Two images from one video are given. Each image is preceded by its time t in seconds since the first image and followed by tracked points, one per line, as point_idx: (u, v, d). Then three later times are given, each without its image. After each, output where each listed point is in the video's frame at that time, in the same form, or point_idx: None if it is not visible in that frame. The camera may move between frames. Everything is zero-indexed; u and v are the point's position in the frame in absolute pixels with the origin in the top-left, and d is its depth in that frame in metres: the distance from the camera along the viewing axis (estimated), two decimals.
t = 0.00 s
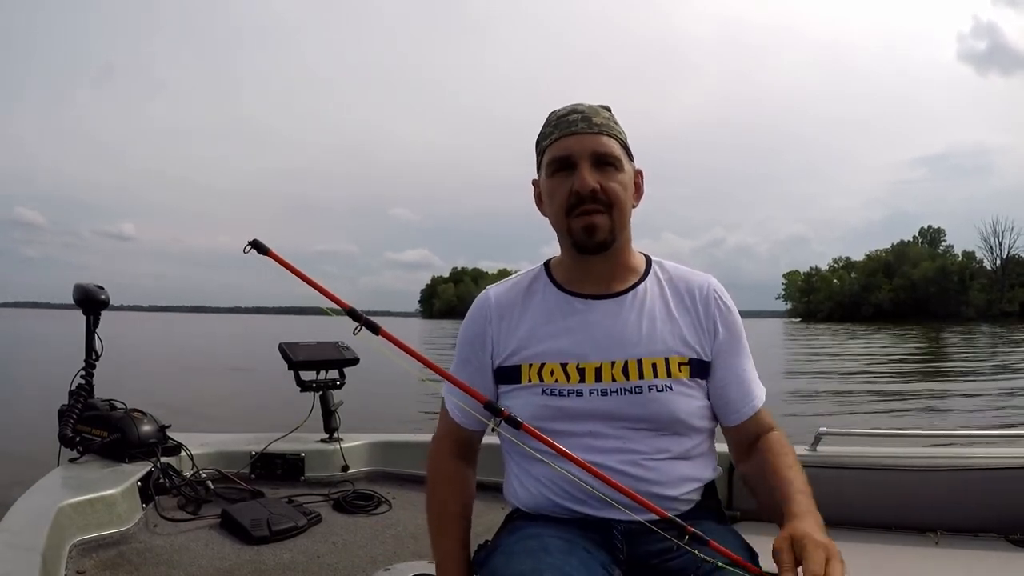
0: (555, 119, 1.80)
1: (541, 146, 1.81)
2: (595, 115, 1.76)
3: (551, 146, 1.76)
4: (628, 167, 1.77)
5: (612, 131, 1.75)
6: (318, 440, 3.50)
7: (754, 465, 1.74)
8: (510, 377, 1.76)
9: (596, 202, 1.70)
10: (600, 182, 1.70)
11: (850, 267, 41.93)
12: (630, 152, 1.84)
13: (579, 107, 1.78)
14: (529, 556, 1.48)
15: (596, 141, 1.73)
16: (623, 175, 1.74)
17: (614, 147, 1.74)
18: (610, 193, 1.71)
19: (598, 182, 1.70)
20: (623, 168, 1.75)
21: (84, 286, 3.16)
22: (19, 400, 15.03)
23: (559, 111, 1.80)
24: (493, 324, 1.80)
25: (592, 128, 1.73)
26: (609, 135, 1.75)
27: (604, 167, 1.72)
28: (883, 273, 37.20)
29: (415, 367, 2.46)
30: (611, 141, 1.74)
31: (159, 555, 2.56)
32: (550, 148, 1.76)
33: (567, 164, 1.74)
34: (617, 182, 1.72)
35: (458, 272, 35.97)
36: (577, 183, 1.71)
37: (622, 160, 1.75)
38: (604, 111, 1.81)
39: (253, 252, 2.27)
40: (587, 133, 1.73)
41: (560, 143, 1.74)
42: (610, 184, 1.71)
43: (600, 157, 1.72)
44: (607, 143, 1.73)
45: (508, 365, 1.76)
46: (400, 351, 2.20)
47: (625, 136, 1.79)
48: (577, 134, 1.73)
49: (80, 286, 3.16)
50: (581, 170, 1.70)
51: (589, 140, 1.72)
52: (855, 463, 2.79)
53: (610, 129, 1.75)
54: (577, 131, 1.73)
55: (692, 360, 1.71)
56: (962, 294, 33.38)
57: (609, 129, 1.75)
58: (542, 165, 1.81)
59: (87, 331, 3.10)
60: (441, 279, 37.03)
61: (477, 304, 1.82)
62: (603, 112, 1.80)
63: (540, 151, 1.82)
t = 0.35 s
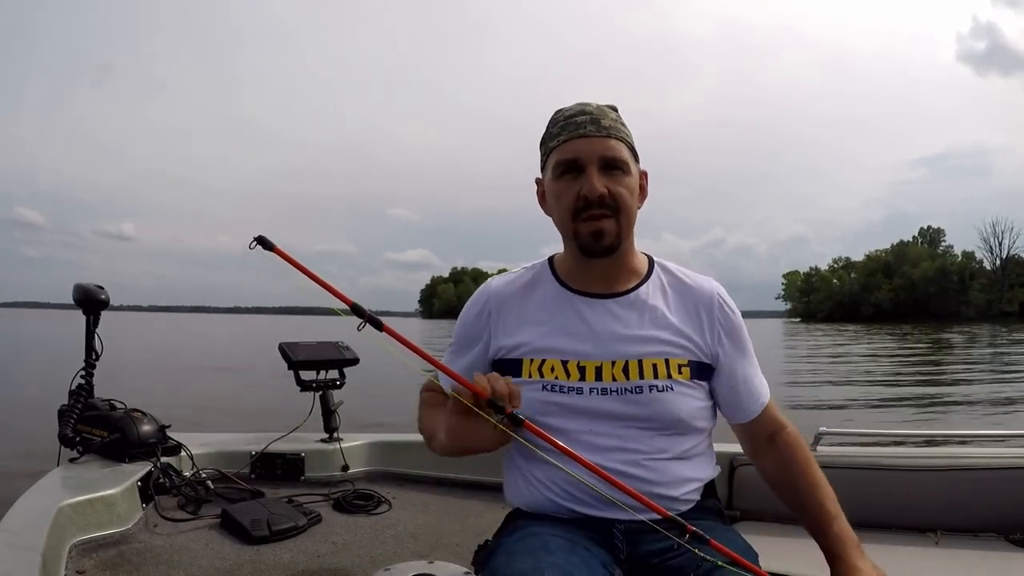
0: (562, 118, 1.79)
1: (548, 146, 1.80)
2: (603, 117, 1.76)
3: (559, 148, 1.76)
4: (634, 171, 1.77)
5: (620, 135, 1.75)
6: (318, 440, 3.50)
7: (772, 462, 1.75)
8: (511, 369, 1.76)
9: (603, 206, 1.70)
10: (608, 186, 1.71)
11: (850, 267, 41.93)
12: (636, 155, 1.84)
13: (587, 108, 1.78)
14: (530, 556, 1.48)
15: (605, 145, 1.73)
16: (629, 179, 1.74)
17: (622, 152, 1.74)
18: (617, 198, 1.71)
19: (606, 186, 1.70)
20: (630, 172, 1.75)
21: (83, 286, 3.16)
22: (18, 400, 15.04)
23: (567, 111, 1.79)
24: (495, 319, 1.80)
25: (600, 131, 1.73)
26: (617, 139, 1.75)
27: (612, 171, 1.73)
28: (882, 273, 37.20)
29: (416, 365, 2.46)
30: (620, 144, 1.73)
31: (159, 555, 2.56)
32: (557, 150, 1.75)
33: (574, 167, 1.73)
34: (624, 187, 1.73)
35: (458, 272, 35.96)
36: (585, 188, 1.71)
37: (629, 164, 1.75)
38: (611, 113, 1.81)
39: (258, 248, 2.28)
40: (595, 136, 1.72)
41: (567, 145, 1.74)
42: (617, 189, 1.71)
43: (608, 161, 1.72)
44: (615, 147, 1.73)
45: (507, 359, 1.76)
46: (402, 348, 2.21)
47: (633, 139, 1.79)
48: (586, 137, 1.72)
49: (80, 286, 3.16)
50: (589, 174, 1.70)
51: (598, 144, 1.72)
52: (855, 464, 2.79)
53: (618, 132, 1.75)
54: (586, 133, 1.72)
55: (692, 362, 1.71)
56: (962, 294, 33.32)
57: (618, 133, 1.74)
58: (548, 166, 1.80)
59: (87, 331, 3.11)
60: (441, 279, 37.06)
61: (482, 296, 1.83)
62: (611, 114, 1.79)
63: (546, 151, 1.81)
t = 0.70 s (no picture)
0: (566, 120, 1.80)
1: (553, 146, 1.81)
2: (607, 118, 1.77)
3: (564, 147, 1.76)
4: (639, 170, 1.78)
5: (625, 135, 1.76)
6: (318, 440, 3.50)
7: (783, 464, 1.76)
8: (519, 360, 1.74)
9: (609, 204, 1.71)
10: (613, 185, 1.71)
11: (850, 268, 41.91)
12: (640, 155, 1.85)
13: (591, 109, 1.78)
14: (531, 556, 1.48)
15: (609, 144, 1.73)
16: (634, 179, 1.75)
17: (627, 151, 1.75)
18: (623, 196, 1.72)
19: (611, 185, 1.71)
20: (635, 171, 1.76)
21: (83, 286, 3.16)
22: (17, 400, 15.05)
23: (571, 113, 1.80)
24: (502, 313, 1.80)
25: (605, 130, 1.74)
26: (620, 139, 1.76)
27: (617, 170, 1.73)
28: (882, 274, 37.15)
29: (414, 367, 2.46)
30: (625, 144, 1.74)
31: (159, 555, 2.56)
32: (563, 149, 1.76)
33: (580, 166, 1.74)
34: (629, 186, 1.73)
35: (458, 273, 35.91)
36: (591, 186, 1.72)
37: (634, 164, 1.76)
38: (614, 114, 1.82)
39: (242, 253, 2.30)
40: (599, 135, 1.73)
41: (572, 145, 1.75)
42: (623, 187, 1.72)
43: (613, 161, 1.73)
44: (619, 147, 1.74)
45: (513, 352, 1.75)
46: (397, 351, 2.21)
47: (636, 139, 1.80)
48: (591, 137, 1.73)
49: (80, 286, 3.16)
50: (594, 172, 1.71)
51: (603, 143, 1.73)
52: (855, 465, 2.80)
53: (622, 133, 1.76)
54: (591, 133, 1.73)
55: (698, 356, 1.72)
56: (963, 296, 33.02)
57: (622, 133, 1.75)
58: (554, 166, 1.81)
59: (87, 331, 3.10)
60: (440, 280, 37.05)
61: (491, 291, 1.83)
62: (614, 115, 1.80)
63: (552, 151, 1.81)
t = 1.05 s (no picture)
0: (571, 118, 1.82)
1: (557, 144, 1.83)
2: (611, 119, 1.80)
3: (569, 147, 1.79)
4: (639, 171, 1.83)
5: (627, 137, 1.80)
6: (318, 440, 3.50)
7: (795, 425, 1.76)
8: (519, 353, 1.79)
9: (612, 204, 1.75)
10: (617, 186, 1.76)
11: (849, 267, 41.94)
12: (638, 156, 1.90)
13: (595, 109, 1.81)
14: (531, 557, 1.47)
15: (613, 145, 1.77)
16: (635, 180, 1.80)
17: (629, 152, 1.79)
18: (625, 197, 1.77)
19: (616, 186, 1.75)
20: (636, 172, 1.81)
21: (83, 286, 3.16)
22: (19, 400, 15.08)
23: (575, 112, 1.82)
24: (504, 305, 1.84)
25: (609, 132, 1.77)
26: (623, 141, 1.80)
27: (619, 171, 1.78)
28: (882, 272, 37.18)
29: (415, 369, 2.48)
30: (627, 145, 1.79)
31: (159, 555, 2.56)
32: (568, 148, 1.79)
33: (584, 165, 1.78)
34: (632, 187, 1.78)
35: (458, 272, 35.95)
36: (596, 186, 1.76)
37: (635, 165, 1.81)
38: (616, 116, 1.86)
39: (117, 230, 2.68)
40: (604, 137, 1.77)
41: (578, 146, 1.78)
42: (626, 188, 1.77)
43: (617, 162, 1.77)
44: (623, 148, 1.78)
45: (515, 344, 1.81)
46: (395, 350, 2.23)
47: (637, 141, 1.85)
48: (597, 138, 1.76)
49: (80, 286, 3.16)
50: (600, 173, 1.75)
51: (607, 144, 1.76)
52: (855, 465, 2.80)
53: (625, 134, 1.80)
54: (596, 134, 1.76)
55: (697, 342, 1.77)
56: (962, 294, 33.07)
57: (625, 135, 1.79)
58: (557, 164, 1.84)
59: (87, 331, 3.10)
60: (441, 279, 37.10)
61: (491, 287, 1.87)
62: (617, 116, 1.83)
63: (555, 149, 1.84)
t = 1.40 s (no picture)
0: (572, 124, 1.89)
1: (560, 148, 1.90)
2: (611, 125, 1.88)
3: (572, 151, 1.86)
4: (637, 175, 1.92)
5: (626, 142, 1.88)
6: (319, 441, 3.50)
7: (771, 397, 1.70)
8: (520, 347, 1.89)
9: (614, 207, 1.84)
10: (620, 189, 1.84)
11: (849, 266, 41.91)
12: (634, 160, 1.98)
13: (596, 115, 1.89)
14: (529, 558, 1.48)
15: (614, 150, 1.85)
16: (635, 184, 1.88)
17: (629, 158, 1.88)
18: (627, 199, 1.84)
19: (619, 189, 1.83)
20: (634, 177, 1.89)
21: (83, 287, 3.16)
22: (18, 402, 15.06)
23: (577, 116, 1.89)
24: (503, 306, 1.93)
25: (611, 137, 1.85)
26: (623, 145, 1.88)
27: (620, 175, 1.86)
28: (881, 271, 37.16)
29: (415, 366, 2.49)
30: (627, 151, 1.87)
31: (160, 557, 2.56)
32: (571, 152, 1.86)
33: (588, 170, 1.85)
34: (632, 190, 1.86)
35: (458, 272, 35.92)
36: (599, 190, 1.84)
37: (634, 170, 1.89)
38: (615, 121, 1.94)
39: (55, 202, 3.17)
40: (607, 142, 1.84)
41: (582, 150, 1.85)
42: (627, 191, 1.85)
43: (618, 166, 1.85)
44: (623, 153, 1.86)
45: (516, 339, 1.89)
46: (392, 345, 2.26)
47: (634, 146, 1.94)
48: (600, 143, 1.84)
49: (80, 287, 3.16)
50: (603, 178, 1.82)
51: (610, 150, 1.84)
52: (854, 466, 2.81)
53: (625, 139, 1.89)
54: (599, 140, 1.84)
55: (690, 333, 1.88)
56: (959, 290, 32.70)
57: (624, 141, 1.88)
58: (558, 168, 1.91)
59: (87, 333, 3.10)
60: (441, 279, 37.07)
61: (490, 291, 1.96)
62: (615, 122, 1.92)
63: (558, 154, 1.91)
